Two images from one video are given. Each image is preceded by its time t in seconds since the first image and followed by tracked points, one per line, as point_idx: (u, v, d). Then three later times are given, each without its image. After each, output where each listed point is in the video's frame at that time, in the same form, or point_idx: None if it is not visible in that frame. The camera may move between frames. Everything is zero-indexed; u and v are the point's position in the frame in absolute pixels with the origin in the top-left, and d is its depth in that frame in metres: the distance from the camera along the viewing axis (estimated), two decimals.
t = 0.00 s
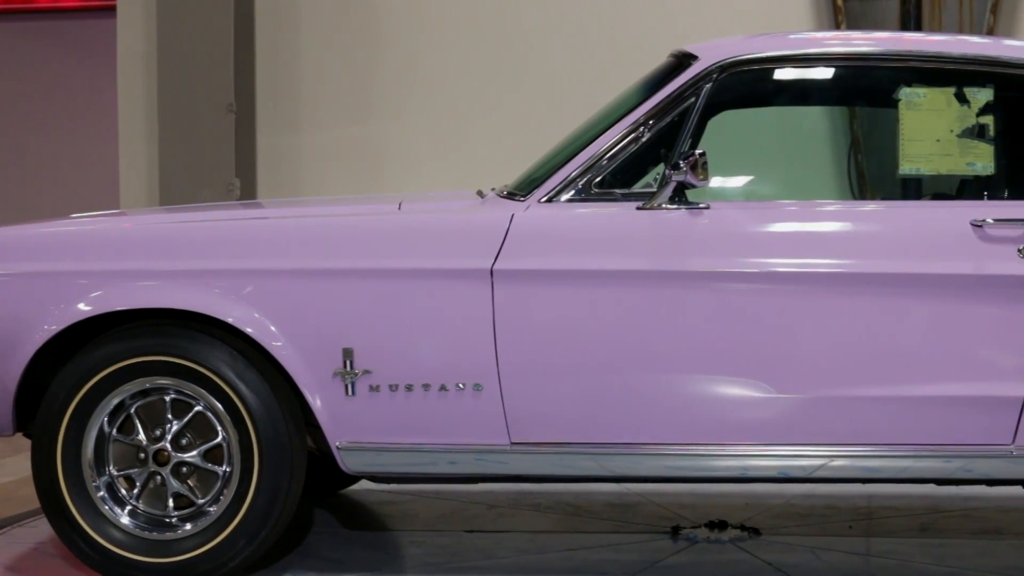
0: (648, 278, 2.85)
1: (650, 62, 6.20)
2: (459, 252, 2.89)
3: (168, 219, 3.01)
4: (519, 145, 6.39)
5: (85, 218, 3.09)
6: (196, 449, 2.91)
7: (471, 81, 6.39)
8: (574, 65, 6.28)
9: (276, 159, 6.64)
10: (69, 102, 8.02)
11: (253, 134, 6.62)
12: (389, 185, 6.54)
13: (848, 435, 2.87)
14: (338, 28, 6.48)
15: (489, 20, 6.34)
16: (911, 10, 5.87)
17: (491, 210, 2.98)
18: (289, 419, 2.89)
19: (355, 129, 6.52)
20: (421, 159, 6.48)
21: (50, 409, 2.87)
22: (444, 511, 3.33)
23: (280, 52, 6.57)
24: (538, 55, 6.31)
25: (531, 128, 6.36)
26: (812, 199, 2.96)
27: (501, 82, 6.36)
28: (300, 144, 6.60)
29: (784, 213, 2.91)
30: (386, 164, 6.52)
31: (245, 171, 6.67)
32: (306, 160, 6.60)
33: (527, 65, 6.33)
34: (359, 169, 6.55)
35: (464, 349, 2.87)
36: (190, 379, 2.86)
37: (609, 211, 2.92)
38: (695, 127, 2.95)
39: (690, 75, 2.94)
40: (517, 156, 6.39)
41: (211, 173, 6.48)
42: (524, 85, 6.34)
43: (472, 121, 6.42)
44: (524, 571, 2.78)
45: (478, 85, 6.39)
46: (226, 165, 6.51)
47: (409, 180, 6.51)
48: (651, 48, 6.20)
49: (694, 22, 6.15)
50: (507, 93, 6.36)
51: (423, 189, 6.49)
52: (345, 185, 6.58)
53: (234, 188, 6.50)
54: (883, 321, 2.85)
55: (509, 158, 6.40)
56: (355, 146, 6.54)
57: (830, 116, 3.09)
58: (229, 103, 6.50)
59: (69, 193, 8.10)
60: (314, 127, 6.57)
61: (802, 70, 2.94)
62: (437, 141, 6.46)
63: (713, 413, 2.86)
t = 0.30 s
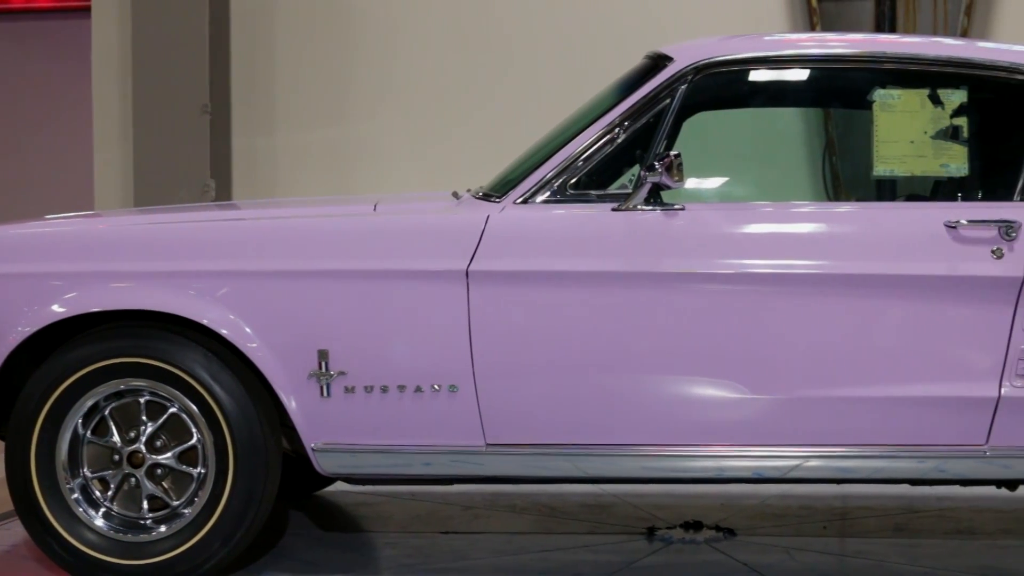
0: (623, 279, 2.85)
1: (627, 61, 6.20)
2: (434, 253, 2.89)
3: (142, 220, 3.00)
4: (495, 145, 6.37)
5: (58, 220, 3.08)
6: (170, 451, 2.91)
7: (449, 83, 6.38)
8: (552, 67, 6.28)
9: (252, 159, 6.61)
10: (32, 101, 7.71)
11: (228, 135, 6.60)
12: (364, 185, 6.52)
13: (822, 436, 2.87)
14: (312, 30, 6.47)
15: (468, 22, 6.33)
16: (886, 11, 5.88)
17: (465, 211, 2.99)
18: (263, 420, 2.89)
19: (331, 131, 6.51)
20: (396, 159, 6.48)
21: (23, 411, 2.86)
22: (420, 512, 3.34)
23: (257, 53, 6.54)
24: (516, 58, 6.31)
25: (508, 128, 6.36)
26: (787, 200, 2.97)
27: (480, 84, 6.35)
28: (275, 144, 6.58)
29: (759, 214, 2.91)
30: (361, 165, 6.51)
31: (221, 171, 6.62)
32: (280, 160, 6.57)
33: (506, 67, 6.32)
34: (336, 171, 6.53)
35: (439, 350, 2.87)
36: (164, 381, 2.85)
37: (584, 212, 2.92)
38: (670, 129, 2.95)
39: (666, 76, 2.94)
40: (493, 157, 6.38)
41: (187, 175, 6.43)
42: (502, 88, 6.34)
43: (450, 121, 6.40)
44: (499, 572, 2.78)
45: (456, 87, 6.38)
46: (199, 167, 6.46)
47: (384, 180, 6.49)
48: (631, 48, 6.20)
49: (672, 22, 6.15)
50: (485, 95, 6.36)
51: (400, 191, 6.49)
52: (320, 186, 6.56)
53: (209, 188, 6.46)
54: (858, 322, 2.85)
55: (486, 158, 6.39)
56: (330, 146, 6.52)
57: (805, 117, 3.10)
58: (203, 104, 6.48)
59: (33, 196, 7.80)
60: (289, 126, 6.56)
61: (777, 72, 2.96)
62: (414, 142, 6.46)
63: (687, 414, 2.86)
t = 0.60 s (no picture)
0: (596, 279, 2.85)
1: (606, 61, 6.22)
2: (409, 252, 2.89)
3: (117, 220, 2.99)
4: (472, 145, 6.37)
5: (31, 220, 3.06)
6: (145, 452, 2.91)
7: (428, 83, 6.36)
8: (532, 68, 6.28)
9: (225, 161, 6.54)
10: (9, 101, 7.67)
11: (201, 133, 6.51)
12: (338, 186, 6.49)
13: (796, 435, 2.88)
14: (286, 29, 6.41)
15: (448, 22, 6.30)
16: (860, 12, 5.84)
17: (440, 211, 2.99)
18: (238, 420, 2.89)
19: (304, 131, 6.46)
20: (371, 159, 6.44)
21: None
22: (396, 512, 3.34)
23: (231, 52, 6.47)
24: (496, 58, 6.30)
25: (484, 127, 6.35)
26: (762, 199, 2.97)
27: (460, 84, 6.34)
28: (249, 145, 6.51)
29: (734, 214, 2.91)
30: (335, 165, 6.48)
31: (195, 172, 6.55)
32: (254, 161, 6.52)
33: (485, 67, 6.32)
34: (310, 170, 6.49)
35: (415, 350, 2.87)
36: (139, 381, 2.85)
37: (559, 212, 2.93)
38: (645, 129, 2.96)
39: (640, 76, 2.95)
40: (469, 156, 6.38)
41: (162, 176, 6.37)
42: (480, 87, 6.33)
43: (427, 121, 6.39)
44: (475, 572, 2.78)
45: (434, 87, 6.36)
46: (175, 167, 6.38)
47: (358, 180, 6.46)
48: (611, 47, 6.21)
49: (651, 21, 6.17)
50: (464, 95, 6.35)
51: (374, 190, 6.46)
52: (293, 185, 6.52)
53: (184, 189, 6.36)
54: (832, 322, 2.86)
55: (463, 158, 6.39)
56: (303, 146, 6.48)
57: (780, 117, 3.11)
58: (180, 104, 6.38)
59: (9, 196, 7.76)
60: (263, 126, 6.49)
61: (751, 72, 2.98)
62: (389, 141, 6.42)
63: (662, 413, 2.87)
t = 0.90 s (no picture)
0: (571, 279, 2.85)
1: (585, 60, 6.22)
2: (384, 252, 2.88)
3: (93, 220, 2.98)
4: (449, 144, 6.37)
5: (4, 219, 3.05)
6: (120, 452, 2.90)
7: (408, 84, 6.36)
8: (512, 70, 6.29)
9: (200, 160, 6.55)
10: None
11: (177, 133, 6.51)
12: (314, 185, 6.49)
13: (770, 434, 2.88)
14: (265, 28, 6.39)
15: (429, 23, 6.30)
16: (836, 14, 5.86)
17: (415, 210, 2.99)
18: (213, 420, 2.88)
19: (280, 130, 6.45)
20: (347, 159, 6.45)
21: None
22: (371, 511, 3.34)
23: (208, 50, 6.46)
24: (476, 60, 6.30)
25: (462, 127, 6.35)
26: (737, 199, 2.98)
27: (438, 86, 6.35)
28: (225, 145, 6.52)
29: (709, 213, 2.92)
30: (311, 164, 6.48)
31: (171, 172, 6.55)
32: (230, 160, 6.53)
33: (465, 69, 6.32)
34: (286, 170, 6.49)
35: (391, 350, 2.87)
36: (114, 381, 2.84)
37: (534, 211, 2.93)
38: (621, 129, 2.97)
39: (616, 76, 2.96)
40: (444, 156, 6.37)
41: (137, 176, 6.25)
42: (459, 87, 6.33)
43: (405, 120, 6.38)
44: (450, 572, 2.78)
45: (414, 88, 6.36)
46: (150, 166, 6.25)
47: (334, 180, 6.46)
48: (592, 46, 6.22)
49: (631, 21, 6.18)
50: (442, 97, 6.35)
51: (348, 190, 6.45)
52: (268, 184, 6.52)
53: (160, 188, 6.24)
54: (807, 321, 2.86)
55: (440, 157, 6.38)
56: (279, 146, 6.47)
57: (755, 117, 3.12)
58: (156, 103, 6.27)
59: None
60: (238, 125, 6.49)
61: (726, 72, 2.98)
62: (363, 141, 6.42)
63: (637, 412, 2.87)
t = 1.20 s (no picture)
0: (543, 278, 2.85)
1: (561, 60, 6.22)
2: (357, 252, 2.88)
3: (65, 220, 2.98)
4: (422, 144, 6.37)
5: None
6: (91, 452, 2.90)
7: (384, 85, 6.36)
8: (489, 72, 6.29)
9: (172, 159, 6.52)
10: None
11: (149, 133, 6.49)
12: (286, 185, 6.48)
13: (741, 432, 2.89)
14: (242, 28, 6.38)
15: (408, 25, 6.29)
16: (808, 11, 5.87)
17: (388, 210, 2.99)
18: (185, 420, 2.88)
19: (252, 131, 6.44)
20: (320, 159, 6.43)
21: None
22: (342, 511, 3.34)
23: (183, 49, 6.45)
24: (453, 62, 6.30)
25: (436, 126, 6.35)
26: (709, 199, 2.99)
27: (415, 88, 6.34)
28: (197, 145, 6.50)
29: (681, 213, 2.92)
30: (283, 164, 6.46)
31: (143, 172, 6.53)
32: (202, 161, 6.50)
33: (442, 71, 6.31)
34: (258, 169, 6.48)
35: (363, 350, 2.86)
36: (85, 381, 2.84)
37: (507, 211, 2.93)
38: (593, 128, 2.98)
39: (588, 75, 2.97)
40: (417, 156, 6.37)
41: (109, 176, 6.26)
42: (435, 86, 6.33)
43: (379, 120, 6.38)
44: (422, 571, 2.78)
45: (390, 89, 6.36)
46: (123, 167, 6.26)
47: (306, 180, 6.46)
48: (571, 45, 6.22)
49: (608, 21, 6.18)
50: (418, 98, 6.35)
51: (319, 190, 6.44)
52: (240, 184, 6.51)
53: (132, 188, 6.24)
54: (778, 320, 2.87)
55: (413, 157, 6.37)
56: (251, 146, 6.45)
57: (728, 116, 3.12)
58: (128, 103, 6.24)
59: None
60: (210, 126, 6.48)
61: (699, 71, 3.01)
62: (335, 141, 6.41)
63: (609, 411, 2.87)
